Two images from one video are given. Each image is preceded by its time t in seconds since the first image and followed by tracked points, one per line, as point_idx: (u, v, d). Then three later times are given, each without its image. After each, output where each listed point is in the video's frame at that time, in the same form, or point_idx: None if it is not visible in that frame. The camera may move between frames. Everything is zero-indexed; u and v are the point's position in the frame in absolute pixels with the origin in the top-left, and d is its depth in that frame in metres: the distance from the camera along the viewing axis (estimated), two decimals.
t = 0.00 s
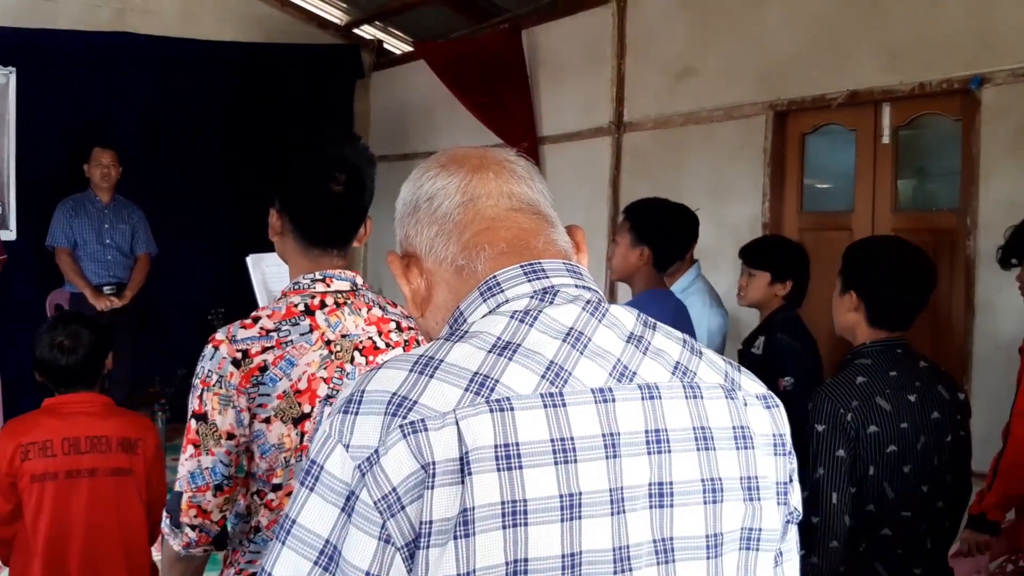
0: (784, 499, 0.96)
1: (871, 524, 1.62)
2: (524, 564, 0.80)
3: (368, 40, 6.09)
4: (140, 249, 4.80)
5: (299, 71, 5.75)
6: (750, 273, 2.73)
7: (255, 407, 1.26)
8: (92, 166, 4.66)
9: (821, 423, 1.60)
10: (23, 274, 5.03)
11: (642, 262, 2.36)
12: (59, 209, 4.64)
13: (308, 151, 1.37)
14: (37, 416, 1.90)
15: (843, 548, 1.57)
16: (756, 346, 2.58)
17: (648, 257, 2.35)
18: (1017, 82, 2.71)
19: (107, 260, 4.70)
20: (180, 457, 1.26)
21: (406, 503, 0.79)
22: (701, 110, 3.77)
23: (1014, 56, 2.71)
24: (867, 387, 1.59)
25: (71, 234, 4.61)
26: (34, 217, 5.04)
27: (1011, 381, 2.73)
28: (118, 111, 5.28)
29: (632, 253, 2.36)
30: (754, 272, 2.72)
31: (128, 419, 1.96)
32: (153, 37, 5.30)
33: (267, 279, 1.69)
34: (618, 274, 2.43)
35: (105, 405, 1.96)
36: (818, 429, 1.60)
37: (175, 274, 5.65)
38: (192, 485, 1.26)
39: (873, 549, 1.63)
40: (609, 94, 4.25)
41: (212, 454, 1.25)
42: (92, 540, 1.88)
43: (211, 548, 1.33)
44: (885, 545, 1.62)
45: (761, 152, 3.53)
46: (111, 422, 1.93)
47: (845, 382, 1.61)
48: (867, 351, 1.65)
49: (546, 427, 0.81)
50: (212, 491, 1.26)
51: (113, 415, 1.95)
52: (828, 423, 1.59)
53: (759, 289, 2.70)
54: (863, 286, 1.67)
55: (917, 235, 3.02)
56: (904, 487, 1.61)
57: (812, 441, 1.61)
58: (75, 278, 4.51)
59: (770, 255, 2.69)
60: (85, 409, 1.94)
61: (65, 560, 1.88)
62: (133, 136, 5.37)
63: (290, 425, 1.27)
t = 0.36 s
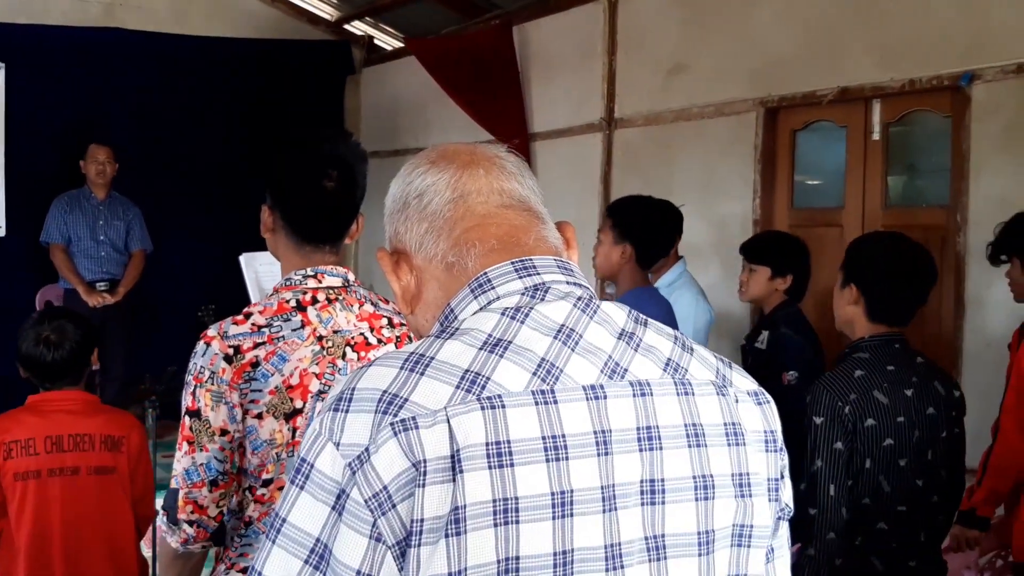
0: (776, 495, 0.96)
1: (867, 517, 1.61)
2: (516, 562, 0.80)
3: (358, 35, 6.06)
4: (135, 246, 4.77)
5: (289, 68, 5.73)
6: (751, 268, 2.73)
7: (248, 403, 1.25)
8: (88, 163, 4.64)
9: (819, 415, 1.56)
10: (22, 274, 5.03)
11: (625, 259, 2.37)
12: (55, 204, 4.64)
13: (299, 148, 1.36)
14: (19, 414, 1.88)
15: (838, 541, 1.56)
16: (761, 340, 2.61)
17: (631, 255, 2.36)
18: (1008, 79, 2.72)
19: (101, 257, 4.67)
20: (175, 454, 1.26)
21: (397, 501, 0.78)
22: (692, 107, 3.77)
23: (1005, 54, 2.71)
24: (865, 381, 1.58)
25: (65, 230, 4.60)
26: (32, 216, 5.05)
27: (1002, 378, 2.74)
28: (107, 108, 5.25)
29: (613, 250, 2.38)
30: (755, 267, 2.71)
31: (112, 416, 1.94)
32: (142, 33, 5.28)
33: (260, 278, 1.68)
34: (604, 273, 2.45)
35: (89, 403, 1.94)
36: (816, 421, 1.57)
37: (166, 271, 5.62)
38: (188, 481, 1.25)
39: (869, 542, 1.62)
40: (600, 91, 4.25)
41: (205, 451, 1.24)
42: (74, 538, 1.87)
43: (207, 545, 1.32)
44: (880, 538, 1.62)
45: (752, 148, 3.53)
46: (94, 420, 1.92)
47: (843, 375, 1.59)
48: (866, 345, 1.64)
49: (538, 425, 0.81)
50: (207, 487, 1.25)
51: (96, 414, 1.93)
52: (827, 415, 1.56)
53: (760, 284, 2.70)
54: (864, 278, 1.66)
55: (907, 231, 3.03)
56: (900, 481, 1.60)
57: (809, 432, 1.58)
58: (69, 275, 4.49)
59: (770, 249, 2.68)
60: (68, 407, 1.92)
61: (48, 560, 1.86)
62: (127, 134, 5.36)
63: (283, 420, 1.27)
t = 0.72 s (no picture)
0: (771, 491, 0.96)
1: (860, 508, 1.62)
2: (511, 559, 0.80)
3: (349, 29, 5.97)
4: (131, 241, 4.74)
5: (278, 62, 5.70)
6: (759, 259, 2.73)
7: (239, 398, 1.25)
8: (85, 158, 4.62)
9: (811, 405, 1.58)
10: (22, 274, 5.00)
11: (602, 259, 2.37)
12: (51, 200, 4.60)
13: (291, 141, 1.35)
14: (18, 410, 1.86)
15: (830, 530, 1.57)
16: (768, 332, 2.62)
17: (607, 255, 2.36)
18: (997, 74, 2.73)
19: (96, 252, 4.64)
20: (166, 448, 1.25)
21: (391, 498, 0.78)
22: (684, 101, 3.78)
23: (996, 49, 2.72)
24: (857, 371, 1.58)
25: (61, 225, 4.58)
26: (22, 213, 5.03)
27: (992, 373, 2.75)
28: (93, 102, 5.21)
29: (590, 251, 2.38)
30: (764, 257, 2.71)
31: (110, 412, 1.93)
32: (129, 27, 5.24)
33: (250, 273, 1.67)
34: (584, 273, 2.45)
35: (87, 398, 1.92)
36: (808, 411, 1.58)
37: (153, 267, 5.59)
38: (179, 476, 1.24)
39: (862, 534, 1.63)
40: (592, 85, 4.24)
41: (197, 446, 1.23)
42: (77, 535, 1.86)
43: (200, 541, 1.31)
44: (873, 530, 1.63)
45: (743, 142, 3.53)
46: (93, 415, 1.90)
47: (836, 366, 1.60)
48: (860, 337, 1.64)
49: (533, 421, 0.80)
50: (198, 482, 1.24)
51: (94, 409, 1.91)
52: (818, 405, 1.57)
53: (767, 276, 2.70)
54: (860, 271, 1.65)
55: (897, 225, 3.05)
56: (893, 471, 1.61)
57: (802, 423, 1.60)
58: (64, 270, 4.51)
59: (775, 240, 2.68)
60: (66, 403, 1.90)
61: (50, 557, 1.85)
62: (119, 130, 5.33)
63: (275, 415, 1.26)
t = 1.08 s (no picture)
0: (758, 486, 0.96)
1: (847, 499, 1.63)
2: (499, 555, 0.80)
3: (333, 23, 5.92)
4: (118, 236, 4.66)
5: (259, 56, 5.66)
6: (757, 255, 2.73)
7: (222, 394, 1.23)
8: (72, 152, 4.58)
9: (800, 397, 1.59)
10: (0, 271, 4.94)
11: (576, 255, 2.35)
12: (39, 194, 4.61)
13: (276, 136, 1.35)
14: (27, 404, 1.83)
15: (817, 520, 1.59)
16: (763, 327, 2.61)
17: (579, 250, 2.35)
18: (979, 69, 2.75)
19: (81, 247, 4.60)
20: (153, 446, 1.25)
21: (380, 494, 0.78)
22: (668, 96, 3.78)
23: (978, 44, 2.75)
24: (846, 363, 1.59)
25: (48, 220, 4.57)
26: None
27: (973, 368, 2.77)
28: (71, 96, 5.15)
29: (562, 247, 2.36)
30: (762, 254, 2.71)
31: (121, 407, 1.90)
32: (108, 20, 5.18)
33: (231, 267, 1.66)
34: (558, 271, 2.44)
35: (96, 393, 1.90)
36: (796, 402, 1.60)
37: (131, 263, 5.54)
38: (167, 474, 1.24)
39: (849, 526, 1.63)
40: (576, 80, 4.24)
41: (183, 443, 1.23)
42: (90, 531, 1.84)
43: (189, 537, 1.31)
44: (858, 521, 1.63)
45: (727, 137, 3.54)
46: (105, 410, 1.88)
47: (826, 358, 1.61)
48: (850, 330, 1.65)
49: (522, 417, 0.80)
50: (185, 479, 1.24)
51: (105, 404, 1.89)
52: (807, 397, 1.59)
53: (766, 273, 2.71)
54: (845, 265, 1.67)
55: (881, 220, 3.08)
56: (878, 463, 1.61)
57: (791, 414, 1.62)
58: (47, 266, 4.44)
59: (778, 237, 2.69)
60: (78, 397, 1.88)
61: (59, 553, 1.82)
62: (99, 123, 5.28)
63: (259, 411, 1.24)
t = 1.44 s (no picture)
0: (746, 482, 0.96)
1: (840, 494, 1.62)
2: (492, 553, 0.80)
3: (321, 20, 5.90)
4: (106, 234, 4.64)
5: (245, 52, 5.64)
6: (739, 253, 2.73)
7: (210, 392, 1.23)
8: (61, 149, 4.56)
9: (795, 391, 1.61)
10: None
11: (556, 250, 2.37)
12: (26, 191, 4.58)
13: (263, 133, 1.34)
14: (51, 396, 1.88)
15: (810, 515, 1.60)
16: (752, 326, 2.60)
17: (559, 246, 2.36)
18: (966, 66, 2.76)
19: (68, 244, 4.57)
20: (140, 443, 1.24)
21: (370, 493, 0.77)
22: (656, 93, 3.78)
23: (964, 40, 2.75)
24: (841, 358, 1.60)
25: (35, 216, 4.53)
26: None
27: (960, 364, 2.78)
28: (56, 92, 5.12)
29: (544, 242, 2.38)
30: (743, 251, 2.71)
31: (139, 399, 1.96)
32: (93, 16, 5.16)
33: (219, 265, 1.65)
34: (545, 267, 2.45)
35: (113, 385, 1.94)
36: (792, 397, 1.61)
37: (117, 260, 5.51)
38: (154, 472, 1.24)
39: (840, 521, 1.63)
40: (565, 77, 4.23)
41: (170, 441, 1.22)
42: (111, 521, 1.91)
43: (178, 535, 1.30)
44: (849, 516, 1.63)
45: (716, 134, 3.54)
46: (126, 403, 1.93)
47: (820, 352, 1.62)
48: (843, 325, 1.65)
49: (512, 414, 0.80)
50: (173, 477, 1.24)
51: (124, 396, 1.94)
52: (802, 391, 1.60)
53: (747, 270, 2.70)
54: (834, 260, 1.69)
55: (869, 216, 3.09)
56: (870, 458, 1.61)
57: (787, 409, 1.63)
58: (36, 262, 4.37)
59: (753, 235, 2.69)
60: (98, 390, 1.92)
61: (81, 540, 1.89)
62: (86, 120, 5.27)
63: (246, 408, 1.24)
